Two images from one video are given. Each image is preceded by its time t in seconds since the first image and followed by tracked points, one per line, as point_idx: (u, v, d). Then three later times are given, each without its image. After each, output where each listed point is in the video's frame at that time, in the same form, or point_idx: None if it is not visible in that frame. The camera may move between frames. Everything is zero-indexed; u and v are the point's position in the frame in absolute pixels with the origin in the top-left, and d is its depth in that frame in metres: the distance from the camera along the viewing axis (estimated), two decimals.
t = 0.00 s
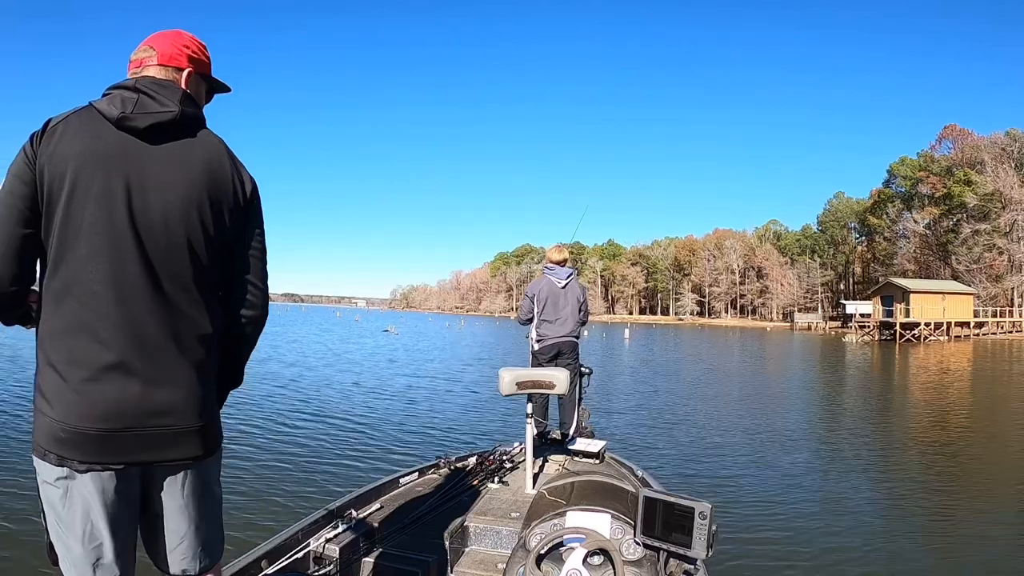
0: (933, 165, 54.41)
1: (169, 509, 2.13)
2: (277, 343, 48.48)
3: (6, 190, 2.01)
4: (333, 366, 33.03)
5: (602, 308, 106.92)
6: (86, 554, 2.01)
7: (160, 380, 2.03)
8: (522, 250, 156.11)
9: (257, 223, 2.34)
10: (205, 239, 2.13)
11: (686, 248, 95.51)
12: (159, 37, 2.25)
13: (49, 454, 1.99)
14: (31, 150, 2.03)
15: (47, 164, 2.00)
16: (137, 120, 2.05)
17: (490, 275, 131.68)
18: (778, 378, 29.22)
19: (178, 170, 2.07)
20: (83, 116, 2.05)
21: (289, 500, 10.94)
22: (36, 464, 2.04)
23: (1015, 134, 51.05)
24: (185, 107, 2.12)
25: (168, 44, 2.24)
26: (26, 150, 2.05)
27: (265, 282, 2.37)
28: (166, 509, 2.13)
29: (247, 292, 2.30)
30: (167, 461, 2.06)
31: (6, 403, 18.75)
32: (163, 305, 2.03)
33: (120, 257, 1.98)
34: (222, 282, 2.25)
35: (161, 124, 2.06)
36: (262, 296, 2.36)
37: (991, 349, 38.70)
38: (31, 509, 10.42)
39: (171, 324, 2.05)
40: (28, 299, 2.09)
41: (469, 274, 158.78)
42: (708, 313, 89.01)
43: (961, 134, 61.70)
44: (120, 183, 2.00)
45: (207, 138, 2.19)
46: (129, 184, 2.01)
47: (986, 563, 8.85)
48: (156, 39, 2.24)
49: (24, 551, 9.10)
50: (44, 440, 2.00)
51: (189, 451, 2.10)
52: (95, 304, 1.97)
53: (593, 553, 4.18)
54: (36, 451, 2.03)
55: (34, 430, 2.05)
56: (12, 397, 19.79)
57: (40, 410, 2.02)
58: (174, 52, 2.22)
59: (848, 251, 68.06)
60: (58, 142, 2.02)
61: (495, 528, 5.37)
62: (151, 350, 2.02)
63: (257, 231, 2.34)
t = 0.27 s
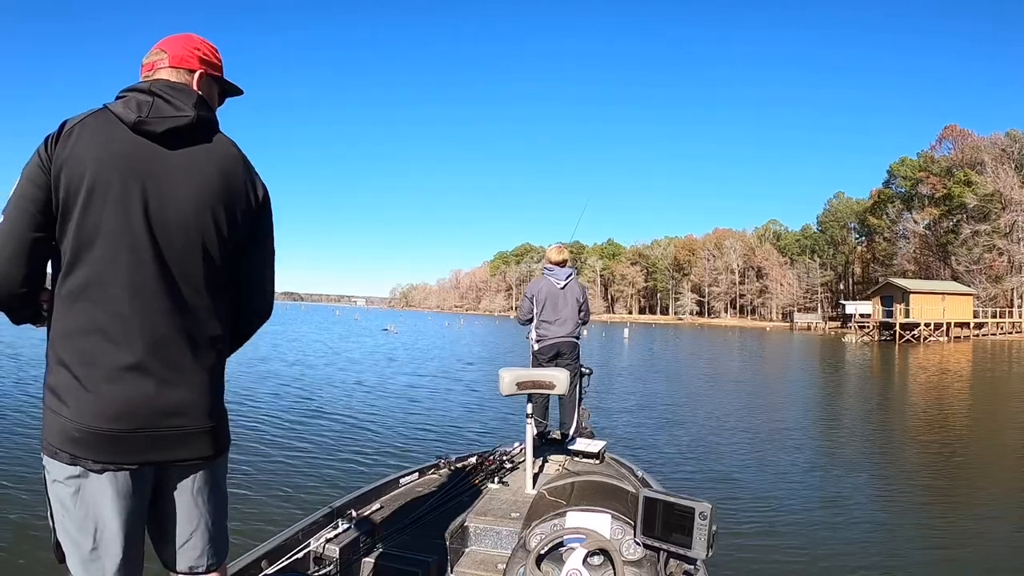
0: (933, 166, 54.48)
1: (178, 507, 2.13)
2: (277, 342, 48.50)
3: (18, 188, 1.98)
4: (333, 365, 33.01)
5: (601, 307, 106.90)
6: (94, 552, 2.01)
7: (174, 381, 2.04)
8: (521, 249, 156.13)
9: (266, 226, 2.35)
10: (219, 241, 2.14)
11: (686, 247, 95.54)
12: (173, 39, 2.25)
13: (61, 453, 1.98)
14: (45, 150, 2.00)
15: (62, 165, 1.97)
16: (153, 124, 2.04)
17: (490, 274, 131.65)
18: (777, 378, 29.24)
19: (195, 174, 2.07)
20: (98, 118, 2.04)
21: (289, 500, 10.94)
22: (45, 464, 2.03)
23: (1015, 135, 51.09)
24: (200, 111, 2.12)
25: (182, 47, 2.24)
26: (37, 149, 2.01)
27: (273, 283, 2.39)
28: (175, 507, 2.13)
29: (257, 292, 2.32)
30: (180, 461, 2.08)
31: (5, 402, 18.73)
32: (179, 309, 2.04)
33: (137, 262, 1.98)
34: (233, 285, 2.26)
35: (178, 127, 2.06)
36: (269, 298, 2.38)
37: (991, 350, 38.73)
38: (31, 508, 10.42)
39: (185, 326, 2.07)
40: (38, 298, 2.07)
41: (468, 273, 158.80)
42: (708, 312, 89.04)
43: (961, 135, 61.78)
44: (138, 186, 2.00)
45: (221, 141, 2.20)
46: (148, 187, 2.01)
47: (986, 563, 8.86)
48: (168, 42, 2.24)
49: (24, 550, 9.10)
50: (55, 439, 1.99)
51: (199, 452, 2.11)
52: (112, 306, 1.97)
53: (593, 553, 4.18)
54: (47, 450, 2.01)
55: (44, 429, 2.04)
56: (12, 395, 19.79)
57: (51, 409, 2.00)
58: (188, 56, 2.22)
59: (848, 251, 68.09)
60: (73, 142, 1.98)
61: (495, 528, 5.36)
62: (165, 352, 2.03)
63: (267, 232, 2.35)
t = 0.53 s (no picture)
0: (933, 165, 54.53)
1: (181, 505, 2.14)
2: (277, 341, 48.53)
3: (29, 186, 1.95)
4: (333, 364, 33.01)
5: (601, 307, 106.90)
6: (98, 550, 1.99)
7: (182, 379, 2.05)
8: (521, 248, 156.15)
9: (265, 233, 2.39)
10: (227, 244, 2.17)
11: (686, 247, 95.56)
12: (185, 40, 2.26)
13: (68, 451, 1.96)
14: (57, 149, 1.96)
15: (77, 164, 1.95)
16: (169, 128, 2.05)
17: (489, 273, 131.67)
18: (776, 378, 29.28)
19: (206, 181, 2.10)
20: (113, 118, 2.03)
21: (289, 499, 10.93)
22: (49, 462, 2.02)
23: (1015, 135, 51.10)
24: (214, 117, 2.16)
25: (192, 48, 2.25)
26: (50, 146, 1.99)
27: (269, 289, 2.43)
28: (180, 506, 2.13)
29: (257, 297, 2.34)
30: (187, 460, 2.08)
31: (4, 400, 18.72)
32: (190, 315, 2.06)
33: (151, 268, 2.00)
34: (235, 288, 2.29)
35: (192, 132, 2.08)
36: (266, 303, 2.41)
37: (991, 350, 38.75)
38: (30, 506, 10.40)
39: (194, 328, 2.08)
40: (44, 296, 2.03)
41: (468, 272, 158.77)
42: (707, 312, 89.05)
43: (960, 134, 61.80)
44: (151, 188, 2.01)
45: (231, 147, 2.23)
46: (161, 189, 2.02)
47: (986, 563, 8.86)
48: (179, 43, 2.25)
49: (23, 547, 9.08)
50: (61, 437, 1.97)
51: (204, 450, 2.12)
52: (125, 308, 1.97)
53: (593, 553, 4.18)
54: (51, 448, 2.00)
55: (48, 427, 2.02)
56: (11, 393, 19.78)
57: (56, 405, 1.98)
58: (200, 58, 2.24)
59: (847, 251, 68.14)
60: (89, 142, 1.96)
61: (495, 527, 5.36)
62: (174, 353, 2.04)
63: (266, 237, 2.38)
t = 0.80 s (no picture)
0: (933, 166, 54.56)
1: (185, 504, 2.14)
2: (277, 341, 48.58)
3: (41, 184, 1.92)
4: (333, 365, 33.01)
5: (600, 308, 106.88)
6: (102, 549, 1.99)
7: (189, 379, 2.07)
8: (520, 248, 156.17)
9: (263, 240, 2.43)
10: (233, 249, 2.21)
11: (685, 247, 95.59)
12: (195, 44, 2.28)
13: (75, 451, 1.95)
14: (71, 148, 1.93)
15: (95, 168, 1.93)
16: (186, 132, 2.07)
17: (488, 274, 131.70)
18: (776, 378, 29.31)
19: (217, 188, 2.14)
20: (130, 121, 2.02)
21: (289, 500, 10.93)
22: (52, 462, 2.00)
23: (1015, 135, 51.11)
24: (226, 124, 2.20)
25: (203, 54, 2.28)
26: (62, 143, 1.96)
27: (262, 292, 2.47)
28: (183, 505, 2.14)
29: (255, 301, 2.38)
30: (192, 459, 2.09)
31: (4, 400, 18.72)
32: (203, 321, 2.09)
33: (167, 275, 2.02)
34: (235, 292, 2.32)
35: (207, 139, 2.12)
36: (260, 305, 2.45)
37: (990, 350, 38.74)
38: (30, 507, 10.41)
39: (204, 331, 2.11)
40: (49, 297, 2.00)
41: (468, 273, 158.77)
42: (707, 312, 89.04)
43: (960, 135, 61.81)
44: (167, 193, 2.03)
45: (239, 156, 2.27)
46: (176, 194, 2.04)
47: (985, 564, 8.86)
48: (185, 44, 2.26)
49: (23, 547, 9.09)
50: (67, 437, 1.96)
51: (207, 450, 2.12)
52: (140, 313, 1.98)
53: (593, 553, 4.18)
54: (55, 446, 1.98)
55: (51, 426, 2.00)
56: (11, 393, 19.79)
57: (61, 405, 1.97)
58: (210, 65, 2.27)
59: (846, 251, 68.15)
60: (108, 145, 1.95)
61: (495, 528, 5.35)
62: (185, 353, 2.05)
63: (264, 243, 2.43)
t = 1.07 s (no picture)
0: (933, 167, 54.65)
1: (188, 504, 2.16)
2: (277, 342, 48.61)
3: (50, 181, 1.90)
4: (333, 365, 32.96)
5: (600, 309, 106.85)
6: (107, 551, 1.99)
7: (195, 380, 2.09)
8: (520, 250, 156.17)
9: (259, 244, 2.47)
10: (236, 252, 2.24)
11: (685, 249, 95.61)
12: (203, 46, 2.29)
13: (82, 453, 1.94)
14: (81, 148, 1.92)
15: (110, 167, 1.92)
16: (198, 136, 2.10)
17: (488, 275, 131.74)
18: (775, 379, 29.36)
19: (224, 193, 2.18)
20: (144, 120, 2.03)
21: (290, 500, 10.94)
22: (55, 462, 1.99)
23: (1015, 136, 51.14)
24: (233, 130, 2.23)
25: (212, 55, 2.30)
26: (72, 139, 1.94)
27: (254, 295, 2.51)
28: (186, 505, 2.16)
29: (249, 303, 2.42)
30: (196, 459, 2.11)
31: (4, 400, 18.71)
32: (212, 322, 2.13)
33: (181, 278, 2.06)
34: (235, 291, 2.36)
35: (216, 144, 2.15)
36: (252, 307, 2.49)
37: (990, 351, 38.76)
38: (30, 507, 10.40)
39: (211, 334, 2.14)
40: (50, 296, 1.97)
41: (468, 274, 158.78)
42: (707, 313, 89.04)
43: (959, 136, 61.86)
44: (178, 195, 2.05)
45: (243, 160, 2.31)
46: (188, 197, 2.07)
47: (984, 564, 8.87)
48: (188, 45, 2.27)
49: (23, 547, 9.09)
50: (73, 438, 1.94)
51: (207, 450, 2.14)
52: (153, 315, 1.99)
53: (593, 553, 4.17)
54: (58, 446, 1.97)
55: (52, 425, 1.99)
56: (11, 393, 19.79)
57: (66, 404, 1.96)
58: (217, 68, 2.30)
59: (846, 252, 68.23)
60: (122, 145, 1.95)
61: (495, 528, 5.35)
62: (194, 355, 2.08)
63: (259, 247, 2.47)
